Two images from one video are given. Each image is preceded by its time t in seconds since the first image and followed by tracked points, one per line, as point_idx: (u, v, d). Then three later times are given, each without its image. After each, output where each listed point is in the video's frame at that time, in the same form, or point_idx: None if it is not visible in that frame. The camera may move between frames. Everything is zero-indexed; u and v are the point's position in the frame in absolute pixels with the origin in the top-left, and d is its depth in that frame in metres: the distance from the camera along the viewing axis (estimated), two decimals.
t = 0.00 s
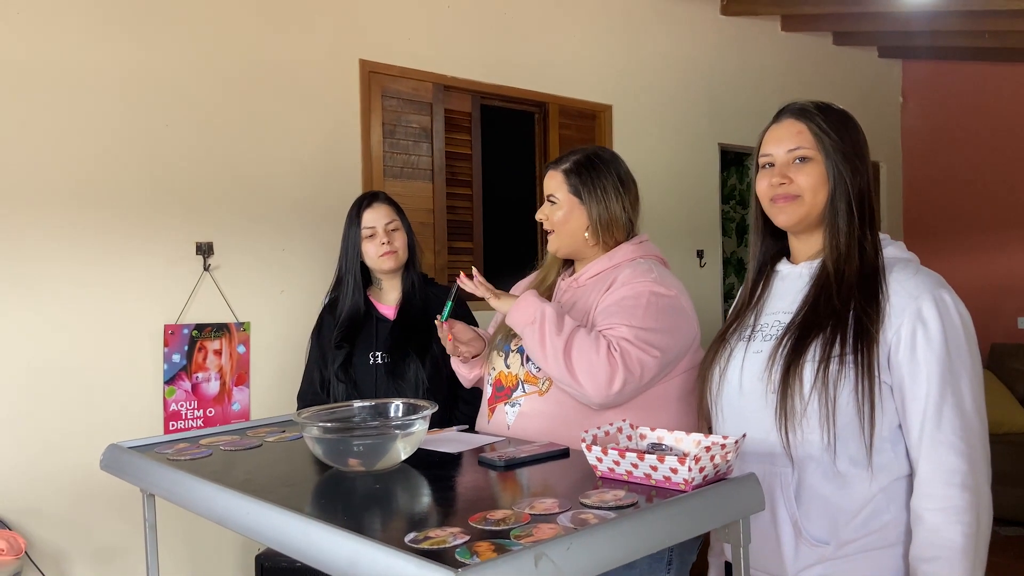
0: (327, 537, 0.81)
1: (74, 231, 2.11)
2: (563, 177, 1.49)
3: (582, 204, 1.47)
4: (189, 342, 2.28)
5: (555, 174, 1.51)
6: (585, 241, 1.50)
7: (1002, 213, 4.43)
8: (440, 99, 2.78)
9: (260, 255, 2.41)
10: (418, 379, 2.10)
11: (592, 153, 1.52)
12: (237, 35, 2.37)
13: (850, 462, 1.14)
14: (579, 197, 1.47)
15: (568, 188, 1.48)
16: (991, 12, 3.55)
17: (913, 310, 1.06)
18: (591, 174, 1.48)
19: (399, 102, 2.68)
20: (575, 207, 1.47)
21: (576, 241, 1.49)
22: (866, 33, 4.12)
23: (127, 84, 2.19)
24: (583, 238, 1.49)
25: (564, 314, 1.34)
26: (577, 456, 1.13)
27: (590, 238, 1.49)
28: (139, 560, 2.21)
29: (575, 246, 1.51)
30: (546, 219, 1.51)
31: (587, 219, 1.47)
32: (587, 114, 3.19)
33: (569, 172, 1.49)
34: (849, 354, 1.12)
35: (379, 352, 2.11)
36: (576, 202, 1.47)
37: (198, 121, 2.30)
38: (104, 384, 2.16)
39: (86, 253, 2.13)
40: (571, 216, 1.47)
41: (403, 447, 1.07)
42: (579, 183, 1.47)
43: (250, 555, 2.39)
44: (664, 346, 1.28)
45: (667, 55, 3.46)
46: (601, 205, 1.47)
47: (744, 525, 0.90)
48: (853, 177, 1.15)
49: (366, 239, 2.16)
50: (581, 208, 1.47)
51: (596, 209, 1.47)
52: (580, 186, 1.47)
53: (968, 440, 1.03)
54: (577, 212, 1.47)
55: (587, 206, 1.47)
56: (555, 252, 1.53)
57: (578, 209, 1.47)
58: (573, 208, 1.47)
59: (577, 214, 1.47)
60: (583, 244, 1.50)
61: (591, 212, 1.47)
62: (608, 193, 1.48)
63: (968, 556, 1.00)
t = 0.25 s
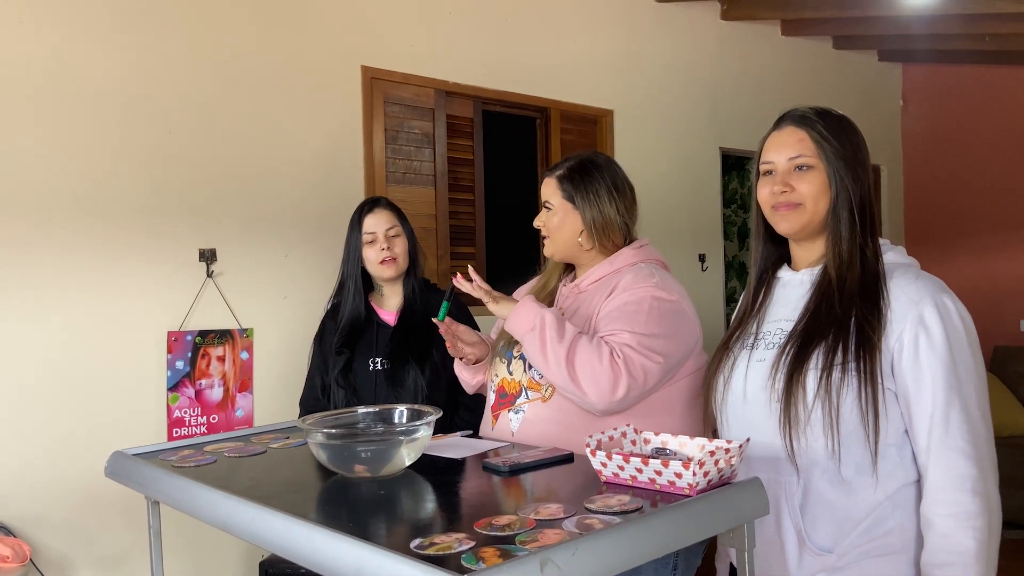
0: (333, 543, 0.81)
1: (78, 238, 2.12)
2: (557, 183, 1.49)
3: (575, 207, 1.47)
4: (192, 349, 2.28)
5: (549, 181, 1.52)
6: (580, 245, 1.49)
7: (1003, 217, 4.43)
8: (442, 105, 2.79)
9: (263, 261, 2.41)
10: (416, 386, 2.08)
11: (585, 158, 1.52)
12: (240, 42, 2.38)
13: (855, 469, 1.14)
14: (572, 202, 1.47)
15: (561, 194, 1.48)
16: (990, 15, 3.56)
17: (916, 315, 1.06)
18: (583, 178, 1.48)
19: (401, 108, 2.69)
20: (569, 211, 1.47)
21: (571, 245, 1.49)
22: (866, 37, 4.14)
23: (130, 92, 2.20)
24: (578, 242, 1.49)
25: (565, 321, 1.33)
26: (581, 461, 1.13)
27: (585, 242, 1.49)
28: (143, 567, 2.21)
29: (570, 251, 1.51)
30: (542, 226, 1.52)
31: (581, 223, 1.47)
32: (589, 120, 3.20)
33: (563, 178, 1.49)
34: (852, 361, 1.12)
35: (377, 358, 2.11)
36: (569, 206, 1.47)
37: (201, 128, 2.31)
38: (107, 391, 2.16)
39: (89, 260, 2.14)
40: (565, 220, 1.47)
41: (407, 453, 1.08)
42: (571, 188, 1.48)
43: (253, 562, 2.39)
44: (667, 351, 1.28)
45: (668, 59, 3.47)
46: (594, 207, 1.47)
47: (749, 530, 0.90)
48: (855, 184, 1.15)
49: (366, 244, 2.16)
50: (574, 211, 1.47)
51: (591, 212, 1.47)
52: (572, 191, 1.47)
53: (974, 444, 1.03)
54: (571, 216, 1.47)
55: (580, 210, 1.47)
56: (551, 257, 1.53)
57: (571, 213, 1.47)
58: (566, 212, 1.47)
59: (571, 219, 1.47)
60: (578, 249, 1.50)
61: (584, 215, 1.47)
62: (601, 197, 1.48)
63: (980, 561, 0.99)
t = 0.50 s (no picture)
0: (344, 558, 0.81)
1: (83, 249, 2.13)
2: (567, 194, 1.49)
3: (589, 218, 1.47)
4: (197, 359, 2.28)
5: (557, 192, 1.52)
6: (594, 253, 1.50)
7: (1005, 222, 4.43)
8: (444, 114, 2.80)
9: (267, 271, 2.42)
10: (418, 398, 2.09)
11: (591, 169, 1.52)
12: (243, 53, 2.39)
13: (864, 488, 1.14)
14: (585, 212, 1.48)
15: (571, 204, 1.48)
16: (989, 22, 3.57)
17: (921, 333, 1.06)
18: (594, 188, 1.49)
19: (404, 117, 2.70)
20: (581, 222, 1.48)
21: (585, 254, 1.49)
22: (865, 44, 4.15)
23: (135, 103, 2.20)
24: (592, 251, 1.49)
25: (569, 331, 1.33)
26: (590, 472, 1.13)
27: (599, 250, 1.49)
28: None
29: (583, 261, 1.51)
30: (551, 238, 1.51)
31: (595, 233, 1.48)
32: (591, 127, 3.20)
33: (572, 189, 1.49)
34: (857, 380, 1.12)
35: (380, 367, 2.11)
36: (582, 216, 1.48)
37: (205, 139, 2.31)
38: (112, 401, 2.16)
39: (94, 271, 2.14)
40: (578, 231, 1.48)
41: (416, 465, 1.08)
42: (582, 198, 1.48)
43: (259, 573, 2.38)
44: (672, 360, 1.28)
45: (668, 67, 3.48)
46: (608, 219, 1.48)
47: (760, 542, 0.90)
48: (860, 204, 1.15)
49: (371, 254, 2.16)
50: (588, 221, 1.48)
51: (603, 222, 1.47)
52: (585, 201, 1.48)
53: (985, 461, 1.02)
54: (585, 226, 1.48)
55: (594, 221, 1.47)
56: (563, 268, 1.53)
57: (584, 223, 1.48)
58: (579, 222, 1.48)
59: (584, 229, 1.48)
60: (592, 258, 1.50)
61: (599, 226, 1.48)
62: (613, 206, 1.49)
63: None
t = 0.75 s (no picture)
0: (351, 567, 0.80)
1: (84, 256, 2.12)
2: (575, 200, 1.49)
3: (599, 224, 1.48)
4: (198, 366, 2.27)
5: (564, 198, 1.51)
6: (603, 258, 1.50)
7: (1005, 225, 4.43)
8: (446, 119, 2.80)
9: (268, 277, 2.41)
10: (421, 406, 2.07)
11: (598, 174, 1.52)
12: (244, 60, 2.39)
13: (865, 484, 1.14)
14: (594, 217, 1.48)
15: (581, 210, 1.48)
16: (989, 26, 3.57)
17: (922, 328, 1.06)
18: (603, 194, 1.49)
19: (406, 123, 2.70)
20: (590, 228, 1.48)
21: (594, 260, 1.49)
22: (865, 48, 4.16)
23: (136, 110, 2.21)
24: (601, 256, 1.49)
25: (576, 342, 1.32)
26: (595, 479, 1.13)
27: (608, 255, 1.49)
28: None
29: (592, 266, 1.51)
30: (558, 244, 1.51)
31: (604, 239, 1.48)
32: (591, 132, 3.21)
33: (580, 194, 1.49)
34: (858, 375, 1.12)
35: (384, 374, 2.11)
36: (591, 221, 1.48)
37: (206, 145, 2.31)
38: (114, 409, 2.15)
39: (95, 278, 2.14)
40: (587, 237, 1.48)
41: (422, 473, 1.07)
42: (592, 204, 1.48)
43: None
44: (679, 369, 1.28)
45: (668, 72, 3.48)
46: (617, 226, 1.48)
47: (767, 550, 0.90)
48: (865, 202, 1.15)
49: (374, 260, 2.16)
50: (597, 228, 1.48)
51: (611, 228, 1.48)
52: (595, 206, 1.48)
53: (986, 456, 1.02)
54: (594, 232, 1.48)
55: (604, 227, 1.48)
56: (571, 275, 1.52)
57: (593, 229, 1.48)
58: (588, 229, 1.48)
59: (593, 235, 1.48)
60: (600, 264, 1.50)
61: (609, 233, 1.48)
62: (622, 212, 1.49)
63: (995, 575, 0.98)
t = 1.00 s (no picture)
0: (354, 568, 0.80)
1: (84, 256, 2.12)
2: (580, 199, 1.48)
3: (603, 224, 1.47)
4: (198, 367, 2.27)
5: (570, 197, 1.51)
6: (607, 258, 1.49)
7: (1006, 226, 4.43)
8: (446, 120, 2.80)
9: (269, 278, 2.41)
10: (424, 408, 2.07)
11: (603, 175, 1.52)
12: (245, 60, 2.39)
13: (864, 478, 1.13)
14: (598, 217, 1.47)
15: (586, 210, 1.47)
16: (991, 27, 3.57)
17: (924, 323, 1.06)
18: (608, 194, 1.49)
19: (406, 123, 2.70)
20: (595, 228, 1.47)
21: (599, 260, 1.49)
22: (866, 49, 4.16)
23: (136, 110, 2.20)
24: (605, 256, 1.49)
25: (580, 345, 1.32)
26: (599, 479, 1.12)
27: (612, 256, 1.49)
28: None
29: (596, 266, 1.50)
30: (563, 243, 1.51)
31: (608, 239, 1.48)
32: (592, 133, 3.21)
33: (586, 194, 1.49)
34: (860, 369, 1.12)
35: (386, 376, 2.10)
36: (596, 221, 1.47)
37: (207, 146, 2.31)
38: (113, 409, 2.15)
39: (95, 278, 2.13)
40: (591, 237, 1.47)
41: (424, 475, 1.07)
42: (596, 203, 1.47)
43: None
44: (684, 370, 1.27)
45: (669, 73, 3.48)
46: (622, 226, 1.48)
47: (771, 550, 0.89)
48: (869, 195, 1.15)
49: (378, 261, 2.15)
50: (601, 227, 1.47)
51: (615, 228, 1.47)
52: (599, 206, 1.47)
53: (984, 453, 1.01)
54: (598, 232, 1.47)
55: (609, 226, 1.47)
56: (574, 275, 1.52)
57: (598, 229, 1.47)
58: (592, 228, 1.47)
59: (598, 235, 1.47)
60: (604, 264, 1.50)
61: (613, 233, 1.48)
62: (627, 212, 1.49)
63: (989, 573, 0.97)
